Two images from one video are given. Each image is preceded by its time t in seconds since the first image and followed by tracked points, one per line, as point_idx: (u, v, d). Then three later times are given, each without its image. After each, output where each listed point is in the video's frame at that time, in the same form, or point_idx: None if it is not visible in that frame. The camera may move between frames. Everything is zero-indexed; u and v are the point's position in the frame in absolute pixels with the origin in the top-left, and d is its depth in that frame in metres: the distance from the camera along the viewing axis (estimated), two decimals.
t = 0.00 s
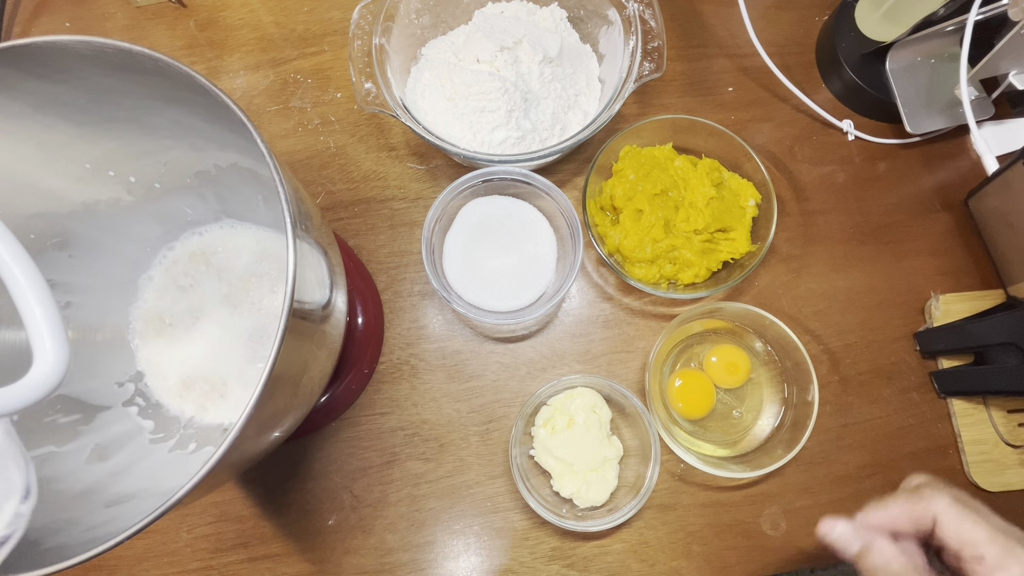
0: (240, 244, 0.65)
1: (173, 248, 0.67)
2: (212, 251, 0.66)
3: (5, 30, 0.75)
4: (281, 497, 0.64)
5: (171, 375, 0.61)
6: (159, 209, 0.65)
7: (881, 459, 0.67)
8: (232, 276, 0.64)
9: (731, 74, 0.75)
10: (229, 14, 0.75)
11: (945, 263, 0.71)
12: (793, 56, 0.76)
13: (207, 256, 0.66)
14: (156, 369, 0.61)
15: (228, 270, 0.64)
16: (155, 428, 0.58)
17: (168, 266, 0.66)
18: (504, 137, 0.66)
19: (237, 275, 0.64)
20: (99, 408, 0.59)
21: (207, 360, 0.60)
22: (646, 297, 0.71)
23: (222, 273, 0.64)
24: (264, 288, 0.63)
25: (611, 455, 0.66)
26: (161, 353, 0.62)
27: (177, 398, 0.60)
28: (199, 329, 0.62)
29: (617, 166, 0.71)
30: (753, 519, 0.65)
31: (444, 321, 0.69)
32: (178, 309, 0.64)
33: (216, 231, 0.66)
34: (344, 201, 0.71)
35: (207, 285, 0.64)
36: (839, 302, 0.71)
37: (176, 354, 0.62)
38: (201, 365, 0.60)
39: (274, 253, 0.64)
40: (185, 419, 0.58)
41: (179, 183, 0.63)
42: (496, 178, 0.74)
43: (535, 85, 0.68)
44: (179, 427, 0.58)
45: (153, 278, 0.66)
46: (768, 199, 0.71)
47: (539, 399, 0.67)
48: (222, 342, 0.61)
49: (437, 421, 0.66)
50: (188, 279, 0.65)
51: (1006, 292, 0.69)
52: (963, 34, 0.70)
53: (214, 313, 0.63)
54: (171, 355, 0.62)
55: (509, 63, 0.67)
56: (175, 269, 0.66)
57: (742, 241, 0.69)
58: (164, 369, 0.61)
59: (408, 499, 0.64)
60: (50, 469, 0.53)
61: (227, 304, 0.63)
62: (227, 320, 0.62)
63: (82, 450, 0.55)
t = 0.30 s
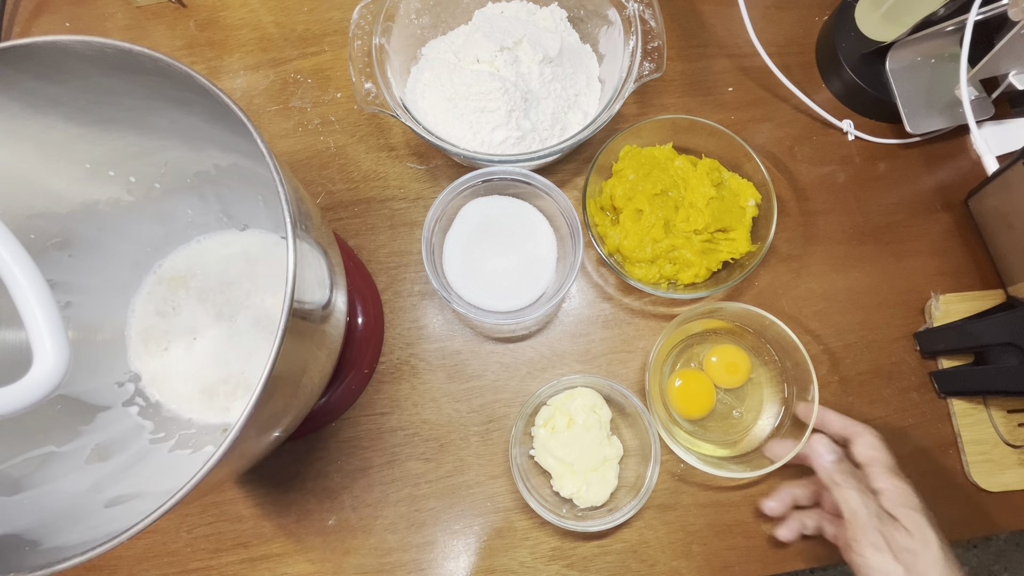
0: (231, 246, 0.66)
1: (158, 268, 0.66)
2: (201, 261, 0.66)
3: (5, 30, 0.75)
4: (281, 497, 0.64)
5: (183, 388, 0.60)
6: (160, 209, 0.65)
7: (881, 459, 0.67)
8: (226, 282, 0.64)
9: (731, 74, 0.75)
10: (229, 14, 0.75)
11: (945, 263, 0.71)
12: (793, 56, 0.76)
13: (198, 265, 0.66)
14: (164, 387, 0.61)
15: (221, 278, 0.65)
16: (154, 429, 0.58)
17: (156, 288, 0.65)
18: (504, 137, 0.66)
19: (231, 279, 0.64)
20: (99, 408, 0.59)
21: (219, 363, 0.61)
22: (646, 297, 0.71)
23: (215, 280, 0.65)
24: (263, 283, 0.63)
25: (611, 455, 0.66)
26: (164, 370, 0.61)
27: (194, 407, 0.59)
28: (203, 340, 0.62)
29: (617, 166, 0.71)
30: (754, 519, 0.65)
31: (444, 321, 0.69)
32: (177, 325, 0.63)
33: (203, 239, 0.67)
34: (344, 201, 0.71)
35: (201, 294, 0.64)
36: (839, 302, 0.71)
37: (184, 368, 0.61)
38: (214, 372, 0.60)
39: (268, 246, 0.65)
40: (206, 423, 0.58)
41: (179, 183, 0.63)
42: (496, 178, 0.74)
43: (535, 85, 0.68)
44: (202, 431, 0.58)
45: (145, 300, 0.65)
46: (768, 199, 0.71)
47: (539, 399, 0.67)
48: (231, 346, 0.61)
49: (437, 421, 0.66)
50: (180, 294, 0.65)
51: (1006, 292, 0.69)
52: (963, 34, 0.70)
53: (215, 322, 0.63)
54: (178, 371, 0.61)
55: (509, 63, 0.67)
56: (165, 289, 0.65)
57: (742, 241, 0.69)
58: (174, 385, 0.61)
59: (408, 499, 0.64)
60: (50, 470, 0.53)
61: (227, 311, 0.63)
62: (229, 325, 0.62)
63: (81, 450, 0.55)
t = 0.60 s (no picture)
0: (227, 248, 0.66)
1: (161, 282, 0.66)
2: (200, 269, 0.66)
3: (5, 30, 0.75)
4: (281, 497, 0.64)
5: (197, 391, 0.60)
6: (161, 209, 0.65)
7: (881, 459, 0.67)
8: (226, 286, 0.64)
9: (731, 74, 0.75)
10: (229, 14, 0.75)
11: (945, 263, 0.71)
12: (793, 56, 0.76)
13: (198, 271, 0.66)
14: (178, 395, 0.60)
15: (222, 283, 0.65)
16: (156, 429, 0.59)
17: (161, 302, 0.65)
18: (504, 137, 0.66)
19: (231, 281, 0.64)
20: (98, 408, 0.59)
21: (232, 360, 0.61)
22: (646, 297, 0.71)
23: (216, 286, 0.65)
24: (262, 277, 0.64)
25: (611, 455, 0.66)
26: (167, 368, 0.62)
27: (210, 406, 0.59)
28: (213, 343, 0.62)
29: (617, 166, 0.71)
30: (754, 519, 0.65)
31: (444, 321, 0.69)
32: (185, 334, 0.63)
33: (201, 245, 0.67)
34: (344, 201, 0.71)
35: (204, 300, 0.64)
36: (839, 302, 0.71)
37: (196, 372, 0.61)
38: (217, 369, 0.61)
39: (263, 241, 0.65)
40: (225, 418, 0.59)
41: (179, 183, 0.64)
42: (496, 178, 0.74)
43: (535, 85, 0.68)
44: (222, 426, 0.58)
45: (151, 315, 0.65)
46: (768, 199, 0.71)
47: (539, 399, 0.68)
48: (240, 344, 0.61)
49: (437, 421, 0.66)
50: (185, 304, 0.65)
51: (1006, 292, 0.69)
52: (963, 34, 0.70)
53: (220, 325, 0.63)
54: (191, 377, 0.61)
55: (509, 63, 0.67)
56: (170, 302, 0.65)
57: (742, 241, 0.69)
58: (179, 384, 0.61)
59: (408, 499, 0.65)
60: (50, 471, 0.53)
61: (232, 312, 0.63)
62: (235, 324, 0.62)
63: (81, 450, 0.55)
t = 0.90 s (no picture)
0: (222, 250, 0.66)
1: (156, 289, 0.65)
2: (196, 274, 0.65)
3: (5, 29, 0.75)
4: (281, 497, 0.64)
5: (197, 392, 0.59)
6: (160, 208, 0.65)
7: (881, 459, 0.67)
8: (222, 288, 0.64)
9: (731, 74, 0.75)
10: (229, 14, 0.75)
11: (945, 263, 0.71)
12: (793, 56, 0.76)
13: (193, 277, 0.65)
14: (173, 395, 0.60)
15: (218, 285, 0.64)
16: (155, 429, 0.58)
17: (159, 310, 0.64)
18: (504, 137, 0.66)
19: (227, 284, 0.64)
20: (97, 408, 0.58)
21: (232, 360, 0.60)
22: (646, 297, 0.71)
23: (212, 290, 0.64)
24: (260, 278, 0.63)
25: (611, 455, 0.66)
26: (166, 370, 0.61)
27: (210, 405, 0.59)
28: (213, 345, 0.61)
29: (617, 166, 0.71)
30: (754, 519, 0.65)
31: (445, 321, 0.69)
32: (184, 338, 0.62)
33: (194, 248, 0.67)
34: (344, 201, 0.71)
35: (201, 304, 0.63)
36: (839, 302, 0.71)
37: (196, 375, 0.60)
38: (212, 370, 0.60)
39: (257, 242, 0.65)
40: (225, 418, 0.58)
41: (179, 183, 0.63)
42: (496, 178, 0.74)
43: (535, 85, 0.68)
44: (222, 426, 0.57)
45: (150, 323, 0.64)
46: (768, 199, 0.71)
47: (539, 399, 0.68)
48: (238, 343, 0.61)
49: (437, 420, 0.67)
50: (182, 310, 0.64)
51: (1006, 292, 0.69)
52: (963, 34, 0.70)
53: (218, 330, 0.62)
54: (190, 380, 0.60)
55: (509, 63, 0.67)
56: (168, 311, 0.64)
57: (742, 241, 0.69)
58: (174, 384, 0.60)
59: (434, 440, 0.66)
60: (50, 473, 0.53)
61: (230, 313, 0.62)
62: (233, 325, 0.62)
63: (82, 451, 0.55)
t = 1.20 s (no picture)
0: (221, 250, 0.66)
1: (155, 287, 0.66)
2: (194, 273, 0.66)
3: (5, 29, 0.75)
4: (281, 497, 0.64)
5: (195, 392, 0.60)
6: (160, 208, 0.65)
7: (882, 459, 0.67)
8: (220, 288, 0.64)
9: (731, 75, 0.75)
10: (229, 14, 0.75)
11: (946, 263, 0.71)
12: (793, 56, 0.76)
13: (193, 276, 0.66)
14: (175, 395, 0.60)
15: (217, 285, 0.64)
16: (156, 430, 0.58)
17: (158, 309, 0.64)
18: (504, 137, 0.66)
19: (226, 284, 0.64)
20: (97, 408, 0.58)
21: (229, 360, 0.60)
22: (646, 297, 0.71)
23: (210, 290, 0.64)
24: (259, 277, 0.63)
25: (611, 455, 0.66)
26: (165, 370, 0.61)
27: (209, 405, 0.59)
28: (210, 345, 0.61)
29: (617, 166, 0.71)
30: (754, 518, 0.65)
31: (444, 321, 0.69)
32: (183, 337, 0.62)
33: (194, 248, 0.67)
34: (344, 201, 0.71)
35: (198, 305, 0.64)
36: (839, 302, 0.71)
37: (194, 374, 0.60)
38: (213, 369, 0.60)
39: (255, 243, 0.65)
40: (225, 418, 0.58)
41: (179, 183, 0.63)
42: (496, 178, 0.74)
43: (535, 85, 0.68)
44: (222, 425, 0.58)
45: (149, 322, 0.64)
46: (768, 199, 0.71)
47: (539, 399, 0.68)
48: (235, 343, 0.61)
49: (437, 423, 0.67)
50: (180, 309, 0.64)
51: (1007, 292, 0.69)
52: (963, 34, 0.70)
53: (217, 329, 0.62)
54: (188, 380, 0.60)
55: (509, 63, 0.67)
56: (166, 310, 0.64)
57: (742, 241, 0.69)
58: (175, 384, 0.60)
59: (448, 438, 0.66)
60: (50, 472, 0.53)
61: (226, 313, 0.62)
62: (230, 325, 0.62)
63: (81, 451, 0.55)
